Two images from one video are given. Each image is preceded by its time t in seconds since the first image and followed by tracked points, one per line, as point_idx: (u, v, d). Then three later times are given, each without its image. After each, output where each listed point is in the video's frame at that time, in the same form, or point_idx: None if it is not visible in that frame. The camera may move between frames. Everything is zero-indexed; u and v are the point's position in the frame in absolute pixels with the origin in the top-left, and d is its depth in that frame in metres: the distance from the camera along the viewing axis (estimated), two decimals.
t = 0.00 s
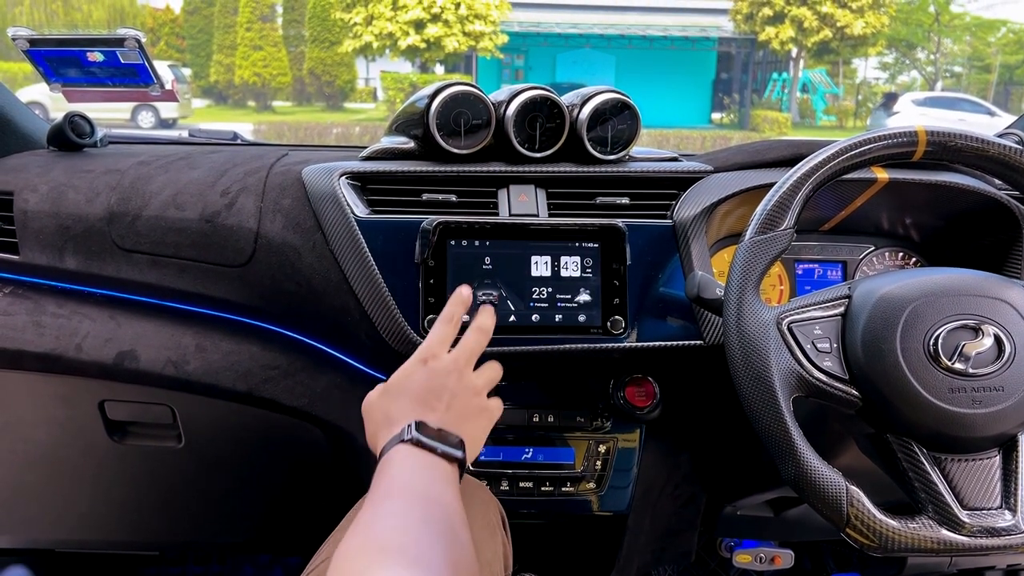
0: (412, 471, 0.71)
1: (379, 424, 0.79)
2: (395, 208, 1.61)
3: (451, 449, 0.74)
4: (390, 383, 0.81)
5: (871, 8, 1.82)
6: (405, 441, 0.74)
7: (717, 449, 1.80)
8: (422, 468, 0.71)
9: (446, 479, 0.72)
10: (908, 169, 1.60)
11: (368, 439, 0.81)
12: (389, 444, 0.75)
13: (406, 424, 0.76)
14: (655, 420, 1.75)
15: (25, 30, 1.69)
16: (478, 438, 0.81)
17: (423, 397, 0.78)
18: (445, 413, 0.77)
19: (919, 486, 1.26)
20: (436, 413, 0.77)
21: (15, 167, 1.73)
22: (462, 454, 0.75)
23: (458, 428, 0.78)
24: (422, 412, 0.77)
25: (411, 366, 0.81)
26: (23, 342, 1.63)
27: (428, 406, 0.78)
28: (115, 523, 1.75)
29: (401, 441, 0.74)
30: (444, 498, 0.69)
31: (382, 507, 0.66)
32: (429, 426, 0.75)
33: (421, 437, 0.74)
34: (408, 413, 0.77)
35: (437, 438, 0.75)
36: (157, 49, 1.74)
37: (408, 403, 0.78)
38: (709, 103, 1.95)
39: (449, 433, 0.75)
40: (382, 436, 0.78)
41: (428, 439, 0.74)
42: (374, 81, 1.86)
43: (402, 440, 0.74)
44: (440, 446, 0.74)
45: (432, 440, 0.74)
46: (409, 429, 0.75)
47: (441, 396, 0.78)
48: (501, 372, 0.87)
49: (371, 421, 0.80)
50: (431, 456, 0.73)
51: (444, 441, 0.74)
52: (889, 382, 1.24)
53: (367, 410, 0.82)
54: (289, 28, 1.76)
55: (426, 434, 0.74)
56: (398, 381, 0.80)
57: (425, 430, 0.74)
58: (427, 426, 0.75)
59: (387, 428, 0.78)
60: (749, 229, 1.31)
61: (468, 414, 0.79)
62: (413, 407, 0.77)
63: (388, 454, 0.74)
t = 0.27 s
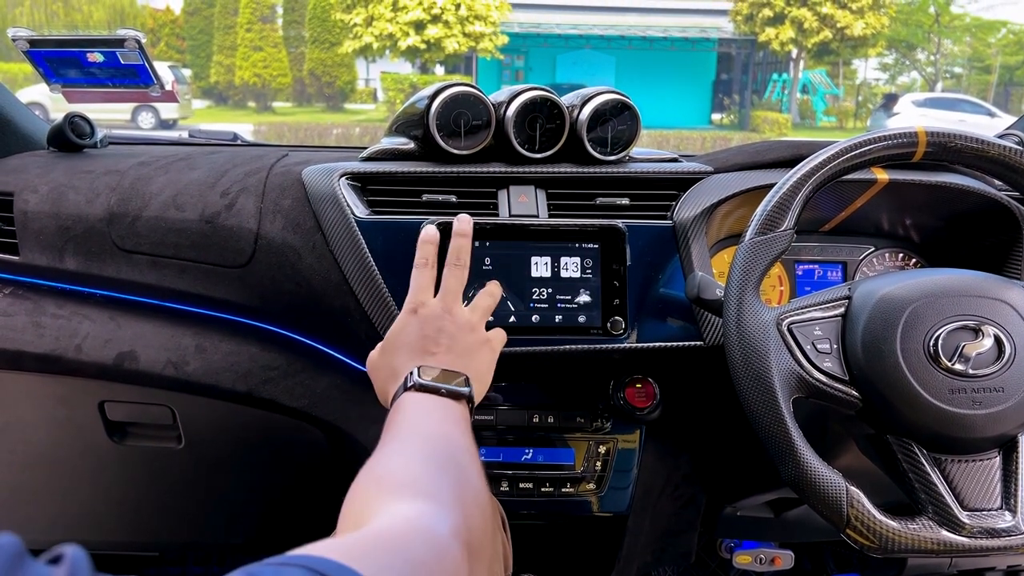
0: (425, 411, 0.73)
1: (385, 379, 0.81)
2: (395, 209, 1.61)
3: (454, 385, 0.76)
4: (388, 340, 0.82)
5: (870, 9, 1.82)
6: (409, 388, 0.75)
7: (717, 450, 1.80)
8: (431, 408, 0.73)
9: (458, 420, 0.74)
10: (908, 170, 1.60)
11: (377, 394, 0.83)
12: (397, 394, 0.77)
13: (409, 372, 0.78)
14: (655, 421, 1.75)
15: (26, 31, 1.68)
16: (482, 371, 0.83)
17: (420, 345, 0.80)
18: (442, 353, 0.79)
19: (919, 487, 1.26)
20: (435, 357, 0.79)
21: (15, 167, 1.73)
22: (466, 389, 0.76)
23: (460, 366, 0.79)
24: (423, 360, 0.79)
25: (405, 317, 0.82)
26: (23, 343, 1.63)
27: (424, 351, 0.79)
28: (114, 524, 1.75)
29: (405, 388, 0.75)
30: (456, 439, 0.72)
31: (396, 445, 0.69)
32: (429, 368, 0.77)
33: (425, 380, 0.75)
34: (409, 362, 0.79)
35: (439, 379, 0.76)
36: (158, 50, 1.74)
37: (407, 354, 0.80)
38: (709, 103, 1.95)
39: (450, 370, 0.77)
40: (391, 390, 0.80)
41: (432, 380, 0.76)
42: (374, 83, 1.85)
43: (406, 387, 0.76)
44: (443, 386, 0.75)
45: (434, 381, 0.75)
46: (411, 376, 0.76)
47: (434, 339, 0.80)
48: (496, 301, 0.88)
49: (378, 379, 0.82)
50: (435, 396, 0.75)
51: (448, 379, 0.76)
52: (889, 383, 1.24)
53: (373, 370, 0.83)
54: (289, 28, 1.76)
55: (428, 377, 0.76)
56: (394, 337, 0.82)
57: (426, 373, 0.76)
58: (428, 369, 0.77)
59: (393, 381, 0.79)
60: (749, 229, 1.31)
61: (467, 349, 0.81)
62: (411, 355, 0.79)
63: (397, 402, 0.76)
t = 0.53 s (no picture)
0: (433, 401, 0.73)
1: (396, 372, 0.82)
2: (395, 209, 1.61)
3: (462, 369, 0.77)
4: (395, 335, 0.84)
5: (870, 9, 1.85)
6: (418, 376, 0.76)
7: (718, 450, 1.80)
8: (441, 396, 0.73)
9: (467, 408, 0.74)
10: (909, 170, 1.60)
11: (390, 391, 0.84)
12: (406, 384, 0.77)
13: (417, 360, 0.79)
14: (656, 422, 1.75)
15: (26, 32, 1.68)
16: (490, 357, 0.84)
17: (426, 333, 0.81)
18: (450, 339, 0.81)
19: (920, 488, 1.26)
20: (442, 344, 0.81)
21: (15, 168, 1.73)
22: (475, 373, 0.77)
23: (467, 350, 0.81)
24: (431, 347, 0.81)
25: (410, 311, 0.85)
26: (23, 343, 1.63)
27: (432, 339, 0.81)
28: (114, 524, 1.75)
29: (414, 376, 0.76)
30: (465, 426, 0.71)
31: (404, 432, 0.69)
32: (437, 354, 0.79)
33: (432, 367, 0.76)
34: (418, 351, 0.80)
35: (447, 363, 0.77)
36: (158, 51, 1.74)
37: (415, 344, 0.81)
38: (709, 104, 1.95)
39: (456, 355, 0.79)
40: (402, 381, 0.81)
41: (440, 366, 0.77)
42: (375, 83, 1.86)
43: (415, 376, 0.76)
44: (452, 371, 0.76)
45: (441, 366, 0.77)
46: (419, 363, 0.77)
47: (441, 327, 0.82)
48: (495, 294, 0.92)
49: (389, 375, 0.83)
50: (444, 381, 0.76)
51: (456, 363, 0.77)
52: (890, 383, 1.24)
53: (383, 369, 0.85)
54: (290, 30, 1.75)
55: (435, 363, 0.77)
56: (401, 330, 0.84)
57: (434, 360, 0.77)
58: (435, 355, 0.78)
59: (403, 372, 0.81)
60: (750, 229, 1.31)
61: (474, 334, 0.83)
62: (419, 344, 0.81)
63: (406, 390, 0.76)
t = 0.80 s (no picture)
0: (447, 388, 0.73)
1: (412, 355, 0.82)
2: (395, 210, 1.61)
3: (479, 355, 0.78)
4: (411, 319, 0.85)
5: (870, 10, 1.89)
6: (434, 360, 0.77)
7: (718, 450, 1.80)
8: (456, 382, 0.74)
9: (480, 394, 0.74)
10: (909, 170, 1.60)
11: (405, 373, 0.85)
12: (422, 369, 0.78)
13: (434, 344, 0.79)
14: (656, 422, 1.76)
15: (26, 32, 1.68)
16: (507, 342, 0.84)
17: (444, 317, 0.82)
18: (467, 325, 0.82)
19: (920, 488, 1.26)
20: (460, 329, 0.81)
21: (15, 168, 1.73)
22: (491, 360, 0.78)
23: (484, 337, 0.81)
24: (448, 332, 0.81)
25: (426, 296, 0.85)
26: (23, 343, 1.64)
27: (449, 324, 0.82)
28: (114, 525, 1.75)
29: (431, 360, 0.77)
30: (478, 413, 0.71)
31: (417, 419, 0.69)
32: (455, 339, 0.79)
33: (449, 352, 0.77)
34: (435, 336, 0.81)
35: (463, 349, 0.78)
36: (158, 51, 1.73)
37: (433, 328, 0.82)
38: (709, 105, 1.94)
39: (473, 341, 0.79)
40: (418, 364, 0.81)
41: (455, 351, 0.78)
42: (375, 84, 1.85)
43: (431, 360, 0.77)
44: (468, 356, 0.77)
45: (457, 352, 0.77)
46: (436, 348, 0.78)
47: (459, 313, 0.82)
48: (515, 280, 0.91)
49: (405, 357, 0.84)
50: (459, 366, 0.76)
51: (471, 349, 0.78)
52: (890, 384, 1.24)
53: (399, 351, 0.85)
54: (290, 30, 1.77)
55: (452, 347, 0.78)
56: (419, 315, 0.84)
57: (450, 344, 0.78)
58: (452, 341, 0.79)
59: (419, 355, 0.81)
60: (750, 229, 1.31)
61: (491, 321, 0.83)
62: (437, 328, 0.81)
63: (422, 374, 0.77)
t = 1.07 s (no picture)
0: (500, 368, 0.71)
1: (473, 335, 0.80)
2: (395, 210, 1.61)
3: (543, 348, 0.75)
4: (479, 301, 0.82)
5: (871, 10, 1.87)
6: (497, 343, 0.75)
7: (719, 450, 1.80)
8: (513, 364, 0.72)
9: (534, 376, 0.72)
10: (909, 170, 1.60)
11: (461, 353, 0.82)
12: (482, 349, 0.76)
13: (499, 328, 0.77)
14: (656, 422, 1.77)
15: (27, 32, 1.68)
16: (570, 341, 0.81)
17: (514, 304, 0.80)
18: (536, 318, 0.79)
19: (921, 488, 1.26)
20: (529, 319, 0.78)
21: (16, 169, 1.73)
22: (553, 353, 0.74)
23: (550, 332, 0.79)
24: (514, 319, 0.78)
25: (500, 283, 0.83)
26: (24, 344, 1.64)
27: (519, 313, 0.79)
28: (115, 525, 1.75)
29: (494, 343, 0.74)
30: (529, 397, 0.70)
31: (467, 398, 0.68)
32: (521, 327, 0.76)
33: (513, 338, 0.74)
34: (501, 320, 0.78)
35: (528, 338, 0.75)
36: (159, 51, 1.74)
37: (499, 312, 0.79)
38: (710, 105, 1.95)
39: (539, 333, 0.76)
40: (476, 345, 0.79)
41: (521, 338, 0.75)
42: (376, 83, 1.86)
43: (495, 343, 0.74)
44: (531, 347, 0.74)
45: (522, 339, 0.74)
46: (501, 332, 0.75)
47: (531, 305, 0.80)
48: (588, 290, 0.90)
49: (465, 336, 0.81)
50: (522, 356, 0.73)
51: (538, 339, 0.75)
52: (891, 384, 1.24)
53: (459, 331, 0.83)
54: (290, 30, 1.76)
55: (518, 333, 0.75)
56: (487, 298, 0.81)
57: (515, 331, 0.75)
58: (519, 329, 0.76)
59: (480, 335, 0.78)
60: (751, 229, 1.31)
61: (559, 320, 0.81)
62: (506, 314, 0.79)
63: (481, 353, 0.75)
